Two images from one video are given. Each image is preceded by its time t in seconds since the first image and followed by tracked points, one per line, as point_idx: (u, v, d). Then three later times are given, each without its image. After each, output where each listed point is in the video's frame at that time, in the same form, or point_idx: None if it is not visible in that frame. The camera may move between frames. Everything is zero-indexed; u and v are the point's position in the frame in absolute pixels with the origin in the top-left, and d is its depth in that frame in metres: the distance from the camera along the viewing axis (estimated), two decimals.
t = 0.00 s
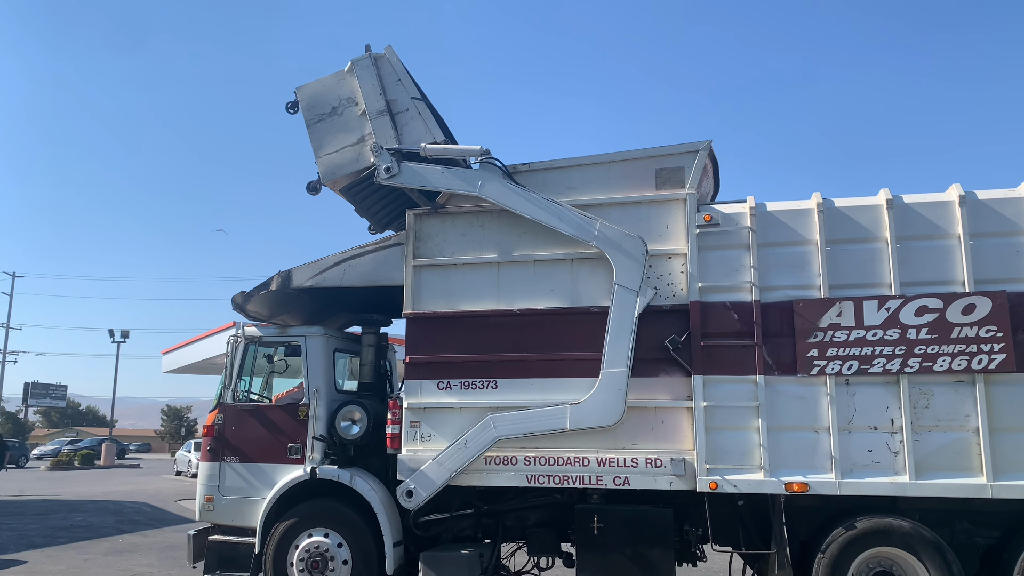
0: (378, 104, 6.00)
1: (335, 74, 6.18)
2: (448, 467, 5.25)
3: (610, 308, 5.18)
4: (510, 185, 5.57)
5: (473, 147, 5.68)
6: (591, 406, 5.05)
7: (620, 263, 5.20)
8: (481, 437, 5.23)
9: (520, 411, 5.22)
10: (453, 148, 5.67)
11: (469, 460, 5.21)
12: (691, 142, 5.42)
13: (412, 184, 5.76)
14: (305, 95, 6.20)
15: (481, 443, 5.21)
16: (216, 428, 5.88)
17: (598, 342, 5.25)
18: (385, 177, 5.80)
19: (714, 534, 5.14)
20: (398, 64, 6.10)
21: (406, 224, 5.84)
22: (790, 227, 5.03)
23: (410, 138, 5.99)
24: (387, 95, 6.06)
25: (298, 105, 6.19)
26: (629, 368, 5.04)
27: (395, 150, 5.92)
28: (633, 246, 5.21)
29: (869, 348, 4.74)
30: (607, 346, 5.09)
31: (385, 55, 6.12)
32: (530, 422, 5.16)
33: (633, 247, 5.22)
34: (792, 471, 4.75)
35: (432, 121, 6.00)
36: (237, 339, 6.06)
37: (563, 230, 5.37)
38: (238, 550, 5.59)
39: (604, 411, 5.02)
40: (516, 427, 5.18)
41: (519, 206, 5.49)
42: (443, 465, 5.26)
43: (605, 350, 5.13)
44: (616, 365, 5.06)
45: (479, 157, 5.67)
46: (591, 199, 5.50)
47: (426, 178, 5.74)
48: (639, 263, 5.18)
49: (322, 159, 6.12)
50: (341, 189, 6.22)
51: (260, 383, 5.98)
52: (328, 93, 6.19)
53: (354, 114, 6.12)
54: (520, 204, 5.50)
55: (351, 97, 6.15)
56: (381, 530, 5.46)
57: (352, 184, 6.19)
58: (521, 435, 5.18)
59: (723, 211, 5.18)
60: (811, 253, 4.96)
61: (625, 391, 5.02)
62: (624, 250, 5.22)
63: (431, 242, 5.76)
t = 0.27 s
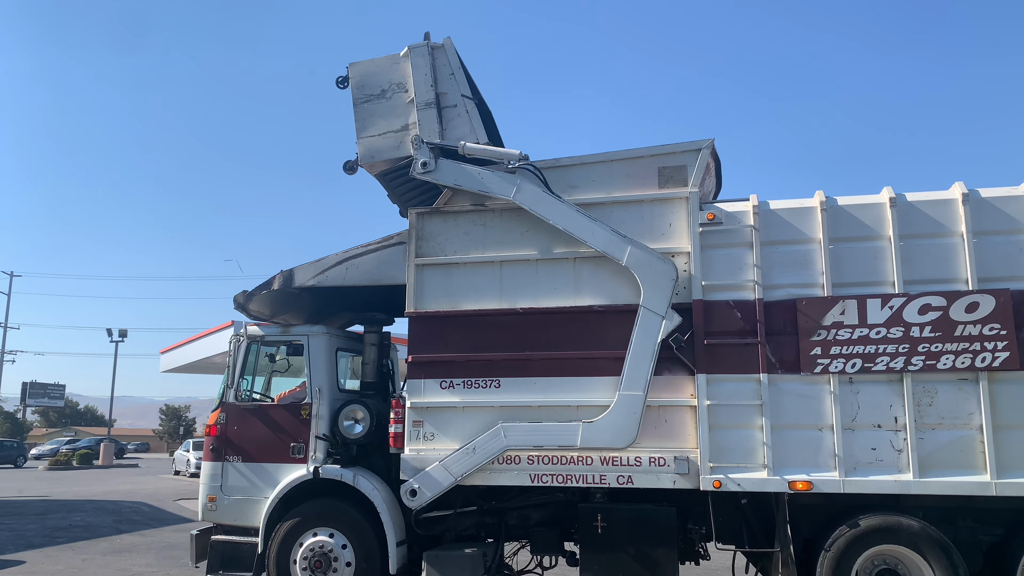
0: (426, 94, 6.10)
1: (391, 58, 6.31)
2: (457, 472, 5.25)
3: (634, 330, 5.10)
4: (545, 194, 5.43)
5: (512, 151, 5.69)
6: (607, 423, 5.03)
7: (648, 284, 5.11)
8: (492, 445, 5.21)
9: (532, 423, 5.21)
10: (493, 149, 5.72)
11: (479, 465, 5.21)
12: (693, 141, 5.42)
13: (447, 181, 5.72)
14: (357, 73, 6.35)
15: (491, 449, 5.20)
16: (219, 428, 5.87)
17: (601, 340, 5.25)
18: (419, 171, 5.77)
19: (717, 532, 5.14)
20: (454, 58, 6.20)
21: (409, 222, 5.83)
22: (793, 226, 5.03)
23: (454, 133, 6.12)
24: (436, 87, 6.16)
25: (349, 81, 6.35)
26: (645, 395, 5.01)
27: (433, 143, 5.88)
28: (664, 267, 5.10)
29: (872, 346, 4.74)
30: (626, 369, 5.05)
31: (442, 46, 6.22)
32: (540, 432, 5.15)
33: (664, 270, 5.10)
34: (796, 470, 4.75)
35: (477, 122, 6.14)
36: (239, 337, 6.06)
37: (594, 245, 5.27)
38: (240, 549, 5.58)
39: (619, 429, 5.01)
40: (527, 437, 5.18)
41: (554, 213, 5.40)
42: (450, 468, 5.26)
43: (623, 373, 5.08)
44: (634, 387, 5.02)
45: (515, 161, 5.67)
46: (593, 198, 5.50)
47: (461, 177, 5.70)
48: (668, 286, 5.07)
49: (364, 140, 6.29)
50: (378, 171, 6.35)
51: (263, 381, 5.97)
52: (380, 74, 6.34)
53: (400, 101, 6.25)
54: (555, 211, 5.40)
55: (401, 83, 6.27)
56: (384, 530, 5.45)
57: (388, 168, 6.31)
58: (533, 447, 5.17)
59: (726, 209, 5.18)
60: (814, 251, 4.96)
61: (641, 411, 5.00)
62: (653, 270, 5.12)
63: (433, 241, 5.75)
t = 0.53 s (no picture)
0: (457, 92, 6.12)
1: (431, 51, 6.35)
2: (460, 474, 5.24)
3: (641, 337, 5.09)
4: (554, 198, 5.43)
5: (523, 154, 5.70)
6: (613, 428, 5.02)
7: (655, 288, 5.10)
8: (496, 448, 5.20)
9: (537, 426, 5.20)
10: (504, 150, 5.74)
11: (483, 466, 5.20)
12: (697, 141, 5.41)
13: (456, 182, 5.70)
14: (394, 57, 6.36)
15: (495, 450, 5.20)
16: (221, 429, 5.86)
17: (604, 340, 5.24)
18: (429, 172, 5.75)
19: (722, 533, 5.14)
20: (491, 63, 6.26)
21: (412, 223, 5.83)
22: (797, 226, 5.03)
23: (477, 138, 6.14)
24: (467, 87, 6.18)
25: (384, 63, 6.35)
26: (651, 400, 5.00)
27: (446, 143, 5.85)
28: (672, 272, 5.09)
29: (877, 346, 4.74)
30: (633, 373, 5.04)
31: (482, 49, 6.27)
32: (545, 435, 5.15)
33: (672, 274, 5.09)
34: (800, 470, 4.75)
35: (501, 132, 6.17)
36: (243, 339, 6.06)
37: (602, 248, 5.26)
38: (243, 551, 5.57)
39: (626, 435, 5.00)
40: (532, 439, 5.17)
41: (564, 216, 5.39)
42: (454, 470, 5.25)
43: (629, 377, 5.08)
44: (641, 392, 5.02)
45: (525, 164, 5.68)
46: (597, 198, 5.49)
47: (470, 179, 5.68)
48: (675, 292, 5.06)
49: (387, 125, 6.27)
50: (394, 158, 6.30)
51: (266, 383, 5.95)
52: (415, 64, 6.36)
53: (430, 95, 6.26)
54: (565, 215, 5.39)
55: (434, 78, 6.28)
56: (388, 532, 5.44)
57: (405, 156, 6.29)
58: (538, 450, 5.17)
59: (730, 209, 5.18)
60: (818, 251, 4.96)
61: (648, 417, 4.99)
62: (662, 275, 5.11)
63: (436, 242, 5.74)
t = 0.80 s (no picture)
0: (472, 95, 6.01)
1: (451, 50, 6.21)
2: (465, 475, 5.23)
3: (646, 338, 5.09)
4: (557, 197, 5.43)
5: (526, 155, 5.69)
6: (618, 429, 5.01)
7: (660, 287, 5.09)
8: (501, 449, 5.19)
9: (542, 427, 5.19)
10: (507, 150, 5.72)
11: (488, 467, 5.18)
12: (701, 141, 5.41)
13: (460, 183, 5.70)
14: (413, 51, 6.21)
15: (499, 451, 5.18)
16: (225, 431, 5.85)
17: (608, 341, 5.23)
18: (433, 173, 5.76)
19: (727, 534, 5.14)
20: (509, 69, 6.15)
21: (416, 224, 5.81)
22: (803, 226, 5.02)
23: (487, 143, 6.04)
24: (482, 91, 6.08)
25: (403, 57, 6.20)
26: (657, 400, 4.99)
27: (452, 146, 5.85)
28: (676, 272, 5.08)
29: (883, 346, 4.74)
30: (638, 373, 5.03)
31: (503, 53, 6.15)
32: (550, 436, 5.14)
33: (677, 274, 5.09)
34: (806, 471, 4.74)
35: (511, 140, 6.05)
36: (246, 340, 6.04)
37: (606, 248, 5.26)
38: (247, 553, 5.56)
39: (631, 436, 4.98)
40: (537, 440, 5.16)
41: (568, 217, 5.38)
42: (459, 472, 5.24)
43: (634, 377, 5.07)
44: (646, 393, 5.00)
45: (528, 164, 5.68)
46: (602, 199, 5.49)
47: (474, 179, 5.68)
48: (680, 292, 5.06)
49: (398, 120, 6.13)
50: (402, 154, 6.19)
51: (269, 384, 5.94)
52: (434, 61, 6.22)
53: (444, 95, 6.13)
54: (570, 215, 5.39)
55: (451, 78, 6.15)
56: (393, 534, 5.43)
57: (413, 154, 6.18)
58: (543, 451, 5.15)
59: (735, 210, 5.17)
60: (824, 251, 4.96)
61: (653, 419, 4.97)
62: (666, 275, 5.10)
63: (440, 243, 5.73)
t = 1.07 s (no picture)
0: (483, 97, 5.97)
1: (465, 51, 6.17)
2: (471, 476, 5.22)
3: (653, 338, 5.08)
4: (563, 198, 5.42)
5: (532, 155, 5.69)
6: (626, 430, 5.00)
7: (667, 288, 5.09)
8: (507, 450, 5.18)
9: (548, 427, 5.18)
10: (512, 150, 5.72)
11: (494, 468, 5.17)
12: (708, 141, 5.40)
13: (466, 183, 5.69)
14: (427, 49, 6.17)
15: (506, 451, 5.18)
16: (231, 432, 5.84)
17: (615, 341, 5.22)
18: (438, 172, 5.75)
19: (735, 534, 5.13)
20: (521, 74, 6.10)
21: (421, 224, 5.80)
22: (810, 226, 5.01)
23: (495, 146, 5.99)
24: (493, 93, 6.04)
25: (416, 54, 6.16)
26: (664, 400, 4.98)
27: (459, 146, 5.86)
28: (683, 272, 5.07)
29: (891, 347, 4.73)
30: (646, 374, 5.02)
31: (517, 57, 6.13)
32: (556, 436, 5.13)
33: (684, 274, 5.07)
34: (815, 471, 4.73)
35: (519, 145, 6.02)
36: (252, 341, 6.01)
37: (613, 248, 5.25)
38: (253, 554, 5.55)
39: (638, 436, 4.97)
40: (544, 440, 5.15)
41: (574, 217, 5.37)
42: (465, 473, 5.23)
43: (641, 378, 5.06)
44: (653, 393, 5.00)
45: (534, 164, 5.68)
46: (609, 199, 5.48)
47: (479, 179, 5.68)
48: (687, 292, 5.04)
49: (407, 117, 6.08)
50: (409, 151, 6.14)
51: (275, 385, 5.94)
52: (447, 61, 6.17)
53: (455, 95, 6.09)
54: (576, 215, 5.38)
55: (463, 79, 6.11)
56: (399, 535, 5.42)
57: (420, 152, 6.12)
58: (549, 452, 5.14)
59: (742, 210, 5.16)
60: (832, 252, 4.95)
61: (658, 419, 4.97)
62: (672, 275, 5.09)
63: (446, 243, 5.72)
